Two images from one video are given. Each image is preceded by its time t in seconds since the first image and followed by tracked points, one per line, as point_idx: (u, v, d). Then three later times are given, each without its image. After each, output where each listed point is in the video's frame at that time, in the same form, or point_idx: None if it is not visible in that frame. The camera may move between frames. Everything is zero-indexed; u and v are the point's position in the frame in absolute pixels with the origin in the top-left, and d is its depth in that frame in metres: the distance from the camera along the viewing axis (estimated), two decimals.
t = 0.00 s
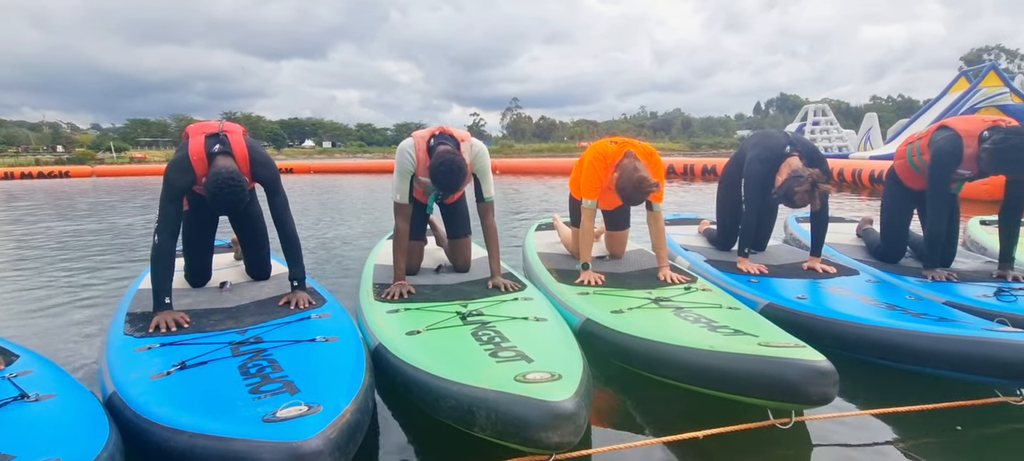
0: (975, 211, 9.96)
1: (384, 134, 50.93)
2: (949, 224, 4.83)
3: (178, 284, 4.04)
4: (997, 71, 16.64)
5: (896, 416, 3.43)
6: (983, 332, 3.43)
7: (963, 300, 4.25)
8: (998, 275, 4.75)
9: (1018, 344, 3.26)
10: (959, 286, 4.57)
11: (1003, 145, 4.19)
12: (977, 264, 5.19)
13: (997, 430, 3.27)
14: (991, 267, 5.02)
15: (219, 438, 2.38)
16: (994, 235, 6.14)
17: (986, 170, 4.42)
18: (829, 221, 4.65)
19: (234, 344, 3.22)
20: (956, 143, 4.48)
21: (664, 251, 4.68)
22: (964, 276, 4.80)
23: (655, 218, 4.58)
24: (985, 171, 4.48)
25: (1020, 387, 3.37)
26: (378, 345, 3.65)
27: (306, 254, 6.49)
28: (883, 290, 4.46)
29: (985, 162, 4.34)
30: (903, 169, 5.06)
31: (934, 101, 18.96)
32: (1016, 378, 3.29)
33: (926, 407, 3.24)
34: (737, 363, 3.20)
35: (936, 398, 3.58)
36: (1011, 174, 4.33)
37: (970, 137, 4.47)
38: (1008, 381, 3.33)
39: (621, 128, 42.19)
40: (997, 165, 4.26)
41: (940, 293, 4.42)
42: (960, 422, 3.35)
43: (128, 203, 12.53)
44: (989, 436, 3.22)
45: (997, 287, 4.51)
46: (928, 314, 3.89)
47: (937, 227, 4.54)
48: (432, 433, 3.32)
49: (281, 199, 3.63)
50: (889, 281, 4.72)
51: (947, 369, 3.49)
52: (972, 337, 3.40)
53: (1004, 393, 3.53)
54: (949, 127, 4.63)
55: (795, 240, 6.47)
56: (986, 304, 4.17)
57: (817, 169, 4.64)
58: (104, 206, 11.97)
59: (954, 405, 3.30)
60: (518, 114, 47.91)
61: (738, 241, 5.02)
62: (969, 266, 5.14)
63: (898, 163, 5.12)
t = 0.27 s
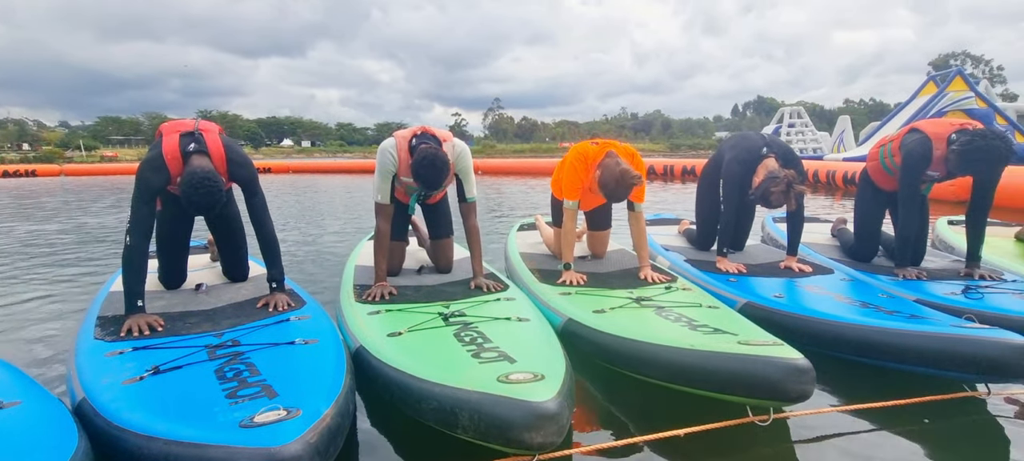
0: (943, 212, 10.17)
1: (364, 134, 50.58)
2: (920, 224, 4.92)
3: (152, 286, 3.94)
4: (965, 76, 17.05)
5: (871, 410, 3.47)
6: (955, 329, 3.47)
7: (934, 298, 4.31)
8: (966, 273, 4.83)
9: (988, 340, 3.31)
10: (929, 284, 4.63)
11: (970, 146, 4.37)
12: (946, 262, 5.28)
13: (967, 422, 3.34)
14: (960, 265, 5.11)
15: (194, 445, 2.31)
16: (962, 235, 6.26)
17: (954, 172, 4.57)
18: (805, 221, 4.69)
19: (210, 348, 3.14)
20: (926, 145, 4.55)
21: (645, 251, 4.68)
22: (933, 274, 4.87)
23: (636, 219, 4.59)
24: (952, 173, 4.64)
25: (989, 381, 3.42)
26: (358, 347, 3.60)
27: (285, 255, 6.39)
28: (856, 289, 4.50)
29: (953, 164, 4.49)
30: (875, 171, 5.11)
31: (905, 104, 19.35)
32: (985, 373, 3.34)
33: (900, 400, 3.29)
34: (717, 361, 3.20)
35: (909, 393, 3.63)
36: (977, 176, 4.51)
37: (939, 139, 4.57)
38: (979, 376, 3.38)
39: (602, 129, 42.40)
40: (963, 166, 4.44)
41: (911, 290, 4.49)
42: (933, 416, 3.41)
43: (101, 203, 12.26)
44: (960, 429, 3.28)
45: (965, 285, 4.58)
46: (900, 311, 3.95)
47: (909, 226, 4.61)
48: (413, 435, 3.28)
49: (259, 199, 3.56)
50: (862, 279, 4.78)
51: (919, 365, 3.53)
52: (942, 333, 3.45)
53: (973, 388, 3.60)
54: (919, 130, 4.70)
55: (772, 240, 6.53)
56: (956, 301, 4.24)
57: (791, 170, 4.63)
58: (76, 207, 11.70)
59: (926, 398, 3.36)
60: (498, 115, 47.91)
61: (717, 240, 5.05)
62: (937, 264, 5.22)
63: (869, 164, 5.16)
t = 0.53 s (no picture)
0: (911, 213, 10.39)
1: (343, 134, 50.16)
2: (888, 224, 4.96)
3: (122, 289, 3.83)
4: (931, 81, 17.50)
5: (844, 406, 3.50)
6: (925, 326, 3.53)
7: (902, 295, 4.38)
8: (932, 272, 4.91)
9: (957, 336, 3.38)
10: (898, 282, 4.71)
11: (937, 147, 4.41)
12: (914, 261, 5.37)
13: (937, 417, 3.40)
14: (927, 264, 5.21)
15: (166, 451, 2.24)
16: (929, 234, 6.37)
17: (923, 174, 4.65)
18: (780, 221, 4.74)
19: (183, 352, 3.06)
20: (896, 148, 4.63)
21: (625, 251, 4.68)
22: (902, 273, 4.94)
23: (617, 219, 4.60)
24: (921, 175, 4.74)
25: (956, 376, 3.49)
26: (338, 349, 3.54)
27: (261, 257, 6.28)
28: (829, 287, 4.55)
29: (922, 166, 4.58)
30: (848, 173, 5.18)
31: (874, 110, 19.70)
32: (953, 369, 3.40)
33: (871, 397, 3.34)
34: (696, 360, 3.21)
35: (881, 388, 3.68)
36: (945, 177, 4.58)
37: (908, 143, 4.67)
38: (947, 371, 3.44)
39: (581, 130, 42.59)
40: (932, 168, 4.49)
41: (881, 289, 4.55)
42: (903, 411, 3.46)
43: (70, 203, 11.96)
44: (930, 423, 3.34)
45: (932, 283, 4.67)
46: (871, 309, 4.00)
47: (879, 224, 4.69)
48: (394, 438, 3.23)
49: (235, 199, 3.48)
50: (835, 278, 4.84)
51: (890, 361, 3.58)
52: (912, 330, 3.51)
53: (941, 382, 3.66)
54: (889, 133, 4.79)
55: (748, 240, 6.59)
56: (921, 298, 4.32)
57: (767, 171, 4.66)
58: (45, 207, 11.40)
59: (895, 394, 3.41)
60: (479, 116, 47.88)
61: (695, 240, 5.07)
62: (906, 263, 5.31)
63: (841, 166, 5.24)
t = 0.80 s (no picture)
0: (886, 213, 10.54)
1: (325, 134, 49.75)
2: (864, 224, 5.04)
3: (95, 292, 3.73)
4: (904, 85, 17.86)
5: (821, 402, 3.53)
6: (899, 323, 3.56)
7: (877, 294, 4.43)
8: (905, 271, 4.97)
9: (929, 333, 3.42)
10: (872, 281, 4.76)
11: (911, 147, 4.50)
12: (889, 261, 5.43)
13: (916, 413, 3.44)
14: (901, 263, 5.28)
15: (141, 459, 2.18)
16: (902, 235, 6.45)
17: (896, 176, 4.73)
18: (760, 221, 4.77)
19: (159, 356, 2.99)
20: (871, 150, 4.70)
21: (609, 251, 4.67)
22: (876, 272, 5.00)
23: (600, 220, 4.60)
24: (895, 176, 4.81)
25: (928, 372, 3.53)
26: (319, 352, 3.48)
27: (240, 258, 6.18)
28: (807, 286, 4.58)
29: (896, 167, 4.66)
30: (824, 175, 5.24)
31: (848, 115, 19.92)
32: (926, 364, 3.44)
33: (844, 393, 3.36)
34: (678, 359, 3.21)
35: (857, 385, 3.72)
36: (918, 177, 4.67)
37: (882, 145, 4.75)
38: (922, 368, 3.49)
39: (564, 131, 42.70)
40: (906, 170, 4.57)
41: (856, 287, 4.60)
42: (876, 406, 3.49)
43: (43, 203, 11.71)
44: (903, 418, 3.39)
45: (906, 281, 4.73)
46: (848, 307, 4.04)
47: (855, 225, 4.76)
48: (377, 441, 3.17)
49: (213, 199, 3.40)
50: (812, 277, 4.88)
51: (866, 358, 3.61)
52: (886, 328, 3.55)
53: (914, 377, 3.70)
54: (864, 135, 4.86)
55: (729, 240, 6.63)
56: (896, 296, 4.37)
57: (748, 174, 4.68)
58: (17, 207, 11.13)
59: (866, 391, 3.43)
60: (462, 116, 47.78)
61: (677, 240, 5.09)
62: (881, 262, 5.37)
63: (818, 168, 5.29)
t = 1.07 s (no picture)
0: (862, 213, 10.70)
1: (307, 134, 49.31)
2: (841, 224, 5.07)
3: (68, 295, 3.64)
4: (879, 88, 18.18)
5: (802, 400, 3.55)
6: (875, 322, 3.60)
7: (854, 293, 4.48)
8: (881, 270, 5.03)
9: (902, 332, 3.46)
10: (849, 280, 4.81)
11: (886, 149, 4.58)
12: (865, 260, 5.50)
13: (894, 409, 3.48)
14: (877, 263, 5.34)
15: None
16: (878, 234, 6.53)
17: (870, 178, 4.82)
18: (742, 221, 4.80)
19: (134, 361, 2.92)
20: (845, 152, 4.78)
21: (593, 252, 4.67)
22: (853, 271, 5.06)
23: (585, 221, 4.61)
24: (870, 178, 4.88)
25: (903, 369, 3.57)
26: (300, 354, 3.42)
27: (220, 260, 6.08)
28: (787, 285, 4.61)
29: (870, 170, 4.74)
30: (802, 177, 5.30)
31: (826, 115, 20.20)
32: (901, 362, 3.48)
33: (820, 393, 3.38)
34: (661, 359, 3.21)
35: (835, 383, 3.75)
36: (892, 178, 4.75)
37: (856, 147, 4.82)
38: (896, 365, 3.52)
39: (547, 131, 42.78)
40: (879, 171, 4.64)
41: (834, 287, 4.64)
42: (852, 404, 3.53)
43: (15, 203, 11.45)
44: (878, 415, 3.43)
45: (881, 280, 4.78)
46: (826, 305, 4.07)
47: (832, 224, 4.80)
48: (360, 445, 3.13)
49: (189, 199, 3.33)
50: (791, 276, 4.92)
51: (843, 357, 3.64)
52: (861, 326, 3.58)
53: (889, 375, 3.75)
54: (839, 138, 4.94)
55: (711, 240, 6.67)
56: (872, 295, 4.41)
57: (728, 176, 4.69)
58: None
59: (841, 389, 3.46)
60: (445, 117, 47.66)
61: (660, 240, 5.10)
62: (859, 261, 5.44)
63: (796, 170, 5.35)
